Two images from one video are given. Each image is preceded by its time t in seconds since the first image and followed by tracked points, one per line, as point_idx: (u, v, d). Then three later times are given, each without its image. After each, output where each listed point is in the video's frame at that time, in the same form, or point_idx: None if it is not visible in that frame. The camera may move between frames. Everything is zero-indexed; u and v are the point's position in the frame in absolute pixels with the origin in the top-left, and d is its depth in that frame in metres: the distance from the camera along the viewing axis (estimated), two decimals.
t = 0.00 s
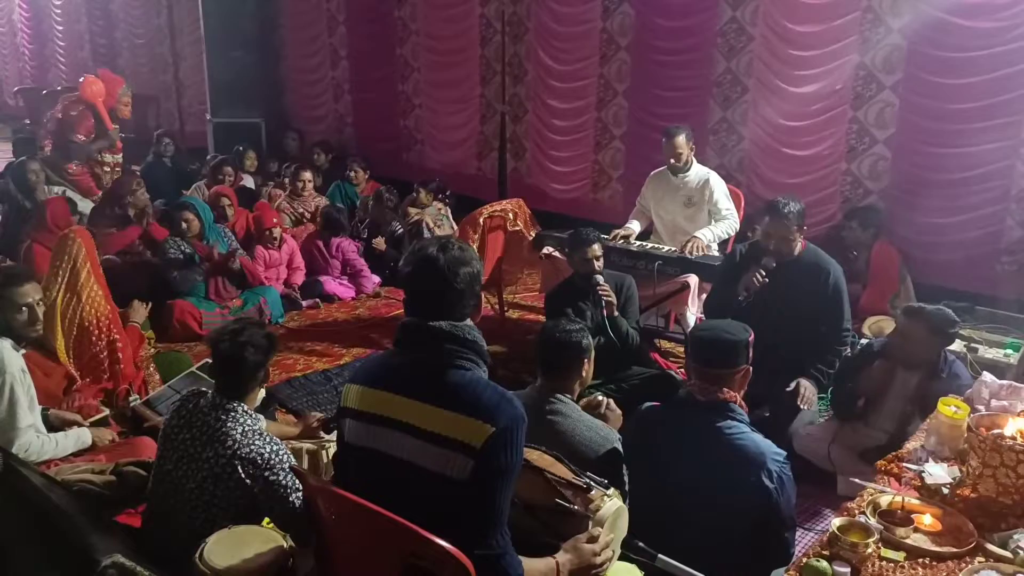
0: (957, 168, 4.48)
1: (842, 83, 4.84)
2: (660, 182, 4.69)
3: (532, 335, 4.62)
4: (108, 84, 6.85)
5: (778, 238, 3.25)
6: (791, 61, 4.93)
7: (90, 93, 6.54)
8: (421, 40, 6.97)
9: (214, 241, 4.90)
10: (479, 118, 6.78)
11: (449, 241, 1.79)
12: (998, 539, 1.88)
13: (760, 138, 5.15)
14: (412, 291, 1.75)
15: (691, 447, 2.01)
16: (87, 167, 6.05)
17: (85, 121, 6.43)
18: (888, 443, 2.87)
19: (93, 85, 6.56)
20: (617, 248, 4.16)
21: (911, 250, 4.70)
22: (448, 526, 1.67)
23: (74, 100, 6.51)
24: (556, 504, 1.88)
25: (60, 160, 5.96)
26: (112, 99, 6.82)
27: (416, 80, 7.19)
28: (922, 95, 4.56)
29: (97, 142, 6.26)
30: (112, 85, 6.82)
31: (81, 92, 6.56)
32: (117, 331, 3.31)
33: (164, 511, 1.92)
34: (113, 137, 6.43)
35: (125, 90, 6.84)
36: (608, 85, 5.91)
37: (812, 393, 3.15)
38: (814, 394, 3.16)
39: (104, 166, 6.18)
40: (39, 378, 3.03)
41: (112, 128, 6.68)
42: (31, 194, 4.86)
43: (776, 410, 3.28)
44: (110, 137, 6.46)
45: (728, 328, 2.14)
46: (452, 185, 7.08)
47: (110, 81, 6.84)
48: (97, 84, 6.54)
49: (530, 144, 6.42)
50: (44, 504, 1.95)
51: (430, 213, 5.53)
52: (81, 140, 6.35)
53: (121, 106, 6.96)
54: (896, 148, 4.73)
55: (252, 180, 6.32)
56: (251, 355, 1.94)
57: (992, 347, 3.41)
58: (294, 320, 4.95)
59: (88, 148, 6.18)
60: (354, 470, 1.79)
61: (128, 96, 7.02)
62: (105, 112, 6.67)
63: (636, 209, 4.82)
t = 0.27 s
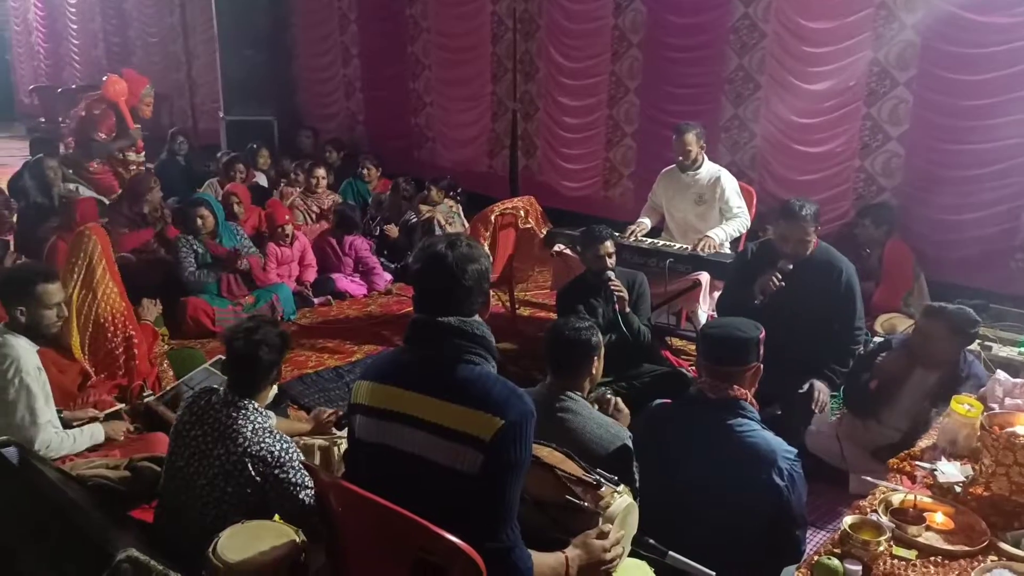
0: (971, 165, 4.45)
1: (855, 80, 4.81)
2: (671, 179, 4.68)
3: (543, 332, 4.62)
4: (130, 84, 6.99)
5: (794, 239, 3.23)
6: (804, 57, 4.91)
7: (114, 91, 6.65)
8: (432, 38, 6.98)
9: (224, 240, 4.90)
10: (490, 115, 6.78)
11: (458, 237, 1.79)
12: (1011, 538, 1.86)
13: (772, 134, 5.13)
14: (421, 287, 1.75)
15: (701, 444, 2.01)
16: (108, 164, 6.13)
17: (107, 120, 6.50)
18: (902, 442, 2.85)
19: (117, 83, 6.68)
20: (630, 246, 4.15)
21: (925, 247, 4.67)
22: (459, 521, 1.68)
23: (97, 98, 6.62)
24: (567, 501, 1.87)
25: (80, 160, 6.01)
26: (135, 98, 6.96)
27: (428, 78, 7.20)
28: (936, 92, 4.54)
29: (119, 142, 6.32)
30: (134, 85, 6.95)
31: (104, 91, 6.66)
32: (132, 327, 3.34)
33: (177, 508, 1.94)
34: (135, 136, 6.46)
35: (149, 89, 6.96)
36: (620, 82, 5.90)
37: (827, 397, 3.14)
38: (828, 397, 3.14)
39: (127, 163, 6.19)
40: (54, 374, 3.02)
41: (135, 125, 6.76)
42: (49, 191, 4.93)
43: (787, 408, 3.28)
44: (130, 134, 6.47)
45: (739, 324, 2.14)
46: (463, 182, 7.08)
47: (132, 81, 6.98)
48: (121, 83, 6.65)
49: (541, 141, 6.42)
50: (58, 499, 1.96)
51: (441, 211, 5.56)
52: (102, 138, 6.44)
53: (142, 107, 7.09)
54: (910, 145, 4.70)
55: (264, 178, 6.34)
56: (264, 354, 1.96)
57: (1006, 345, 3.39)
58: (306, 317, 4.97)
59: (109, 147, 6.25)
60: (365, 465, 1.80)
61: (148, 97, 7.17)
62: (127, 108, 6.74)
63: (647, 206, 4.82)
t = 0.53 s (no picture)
0: (977, 164, 4.44)
1: (861, 79, 4.80)
2: (674, 177, 4.68)
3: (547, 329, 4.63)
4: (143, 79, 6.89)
5: (802, 241, 3.21)
6: (810, 56, 4.90)
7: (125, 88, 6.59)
8: (437, 35, 6.98)
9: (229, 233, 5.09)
10: (494, 113, 6.78)
11: (458, 233, 1.80)
12: (1013, 538, 1.87)
13: (777, 133, 5.13)
14: (421, 283, 1.76)
15: (703, 441, 2.02)
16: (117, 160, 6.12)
17: (119, 117, 6.55)
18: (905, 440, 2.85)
19: (129, 79, 6.62)
20: (635, 245, 4.13)
21: (929, 247, 4.66)
22: (461, 513, 1.69)
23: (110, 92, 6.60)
24: (569, 497, 1.89)
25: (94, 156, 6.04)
26: (146, 94, 6.82)
27: (432, 75, 7.20)
28: (942, 91, 4.53)
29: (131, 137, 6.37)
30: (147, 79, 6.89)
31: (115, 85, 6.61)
32: (136, 322, 3.35)
33: (178, 502, 1.95)
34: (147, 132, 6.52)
35: (159, 84, 6.83)
36: (625, 80, 5.90)
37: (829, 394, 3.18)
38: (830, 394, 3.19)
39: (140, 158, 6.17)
40: (60, 368, 3.05)
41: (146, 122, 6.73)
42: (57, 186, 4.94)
43: (790, 407, 3.29)
44: (140, 131, 6.51)
45: (740, 323, 2.14)
46: (467, 179, 7.09)
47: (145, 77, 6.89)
48: (133, 79, 6.57)
49: (546, 139, 6.42)
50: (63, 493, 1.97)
51: (445, 207, 5.59)
52: (114, 134, 6.48)
53: (153, 102, 6.96)
54: (915, 144, 4.70)
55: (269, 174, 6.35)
56: (261, 349, 1.95)
57: (1010, 345, 3.39)
58: (310, 313, 4.98)
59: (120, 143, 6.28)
60: (368, 459, 1.81)
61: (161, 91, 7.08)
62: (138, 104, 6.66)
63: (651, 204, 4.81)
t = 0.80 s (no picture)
0: (980, 153, 4.43)
1: (865, 67, 4.78)
2: (676, 166, 4.67)
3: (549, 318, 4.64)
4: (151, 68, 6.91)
5: (798, 242, 3.20)
6: (813, 44, 4.88)
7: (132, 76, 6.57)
8: (439, 22, 6.96)
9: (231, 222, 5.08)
10: (496, 101, 6.77)
11: (457, 221, 1.80)
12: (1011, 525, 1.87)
13: (779, 122, 5.11)
14: (421, 270, 1.76)
15: (702, 429, 2.02)
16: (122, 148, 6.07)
17: (125, 104, 6.52)
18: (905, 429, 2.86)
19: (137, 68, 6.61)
20: (638, 233, 4.15)
21: (931, 236, 4.66)
22: (461, 500, 1.69)
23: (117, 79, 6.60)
24: (570, 485, 1.89)
25: (99, 143, 5.95)
26: (154, 82, 6.80)
27: (434, 63, 7.18)
28: (945, 79, 4.52)
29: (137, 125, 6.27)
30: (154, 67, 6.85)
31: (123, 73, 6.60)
32: (139, 310, 3.35)
33: (180, 488, 1.95)
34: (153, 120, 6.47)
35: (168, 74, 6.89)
36: (627, 68, 5.88)
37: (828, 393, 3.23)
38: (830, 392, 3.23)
39: (146, 146, 6.02)
40: (61, 354, 3.07)
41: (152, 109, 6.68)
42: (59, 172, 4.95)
43: (790, 396, 3.29)
44: (147, 119, 6.41)
45: (741, 310, 2.13)
46: (469, 168, 7.08)
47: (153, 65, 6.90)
48: (140, 67, 6.56)
49: (548, 127, 6.40)
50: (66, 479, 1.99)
51: (447, 196, 5.58)
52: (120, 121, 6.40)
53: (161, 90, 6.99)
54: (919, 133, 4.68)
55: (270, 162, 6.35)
56: (261, 337, 1.95)
57: (1011, 334, 3.38)
58: (311, 301, 4.98)
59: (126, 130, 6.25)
60: (368, 445, 1.81)
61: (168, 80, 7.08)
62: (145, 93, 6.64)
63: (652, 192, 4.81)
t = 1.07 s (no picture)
0: (980, 154, 4.43)
1: (866, 68, 4.77)
2: (677, 167, 4.68)
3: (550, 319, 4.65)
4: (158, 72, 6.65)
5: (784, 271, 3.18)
6: (814, 46, 4.88)
7: (141, 81, 6.34)
8: (440, 24, 6.97)
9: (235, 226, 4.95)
10: (497, 102, 6.77)
11: (459, 223, 1.80)
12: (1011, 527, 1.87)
13: (780, 123, 5.11)
14: (423, 272, 1.76)
15: (702, 431, 2.02)
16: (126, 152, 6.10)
17: (132, 108, 6.38)
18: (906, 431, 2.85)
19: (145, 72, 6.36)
20: (636, 234, 4.14)
21: (932, 237, 4.66)
22: (461, 501, 1.69)
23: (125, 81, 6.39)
24: (570, 486, 1.89)
25: (101, 145, 5.95)
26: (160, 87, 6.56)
27: (435, 64, 7.19)
28: (947, 80, 4.51)
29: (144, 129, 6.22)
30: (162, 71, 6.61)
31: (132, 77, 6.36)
32: (140, 311, 3.35)
33: (182, 488, 1.96)
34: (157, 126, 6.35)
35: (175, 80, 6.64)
36: (628, 70, 5.88)
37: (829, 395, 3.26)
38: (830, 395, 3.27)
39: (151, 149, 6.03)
40: (62, 356, 3.07)
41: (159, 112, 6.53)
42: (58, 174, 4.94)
43: (791, 398, 3.28)
44: (153, 122, 6.42)
45: (740, 313, 2.13)
46: (470, 169, 7.09)
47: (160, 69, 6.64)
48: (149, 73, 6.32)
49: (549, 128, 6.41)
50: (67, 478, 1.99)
51: (448, 198, 5.58)
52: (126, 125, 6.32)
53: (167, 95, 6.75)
54: (920, 135, 4.68)
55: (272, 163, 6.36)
56: (264, 336, 1.96)
57: (1011, 336, 3.38)
58: (312, 303, 4.98)
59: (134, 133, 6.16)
60: (369, 446, 1.82)
61: (173, 84, 6.84)
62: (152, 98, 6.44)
63: (653, 194, 4.81)
